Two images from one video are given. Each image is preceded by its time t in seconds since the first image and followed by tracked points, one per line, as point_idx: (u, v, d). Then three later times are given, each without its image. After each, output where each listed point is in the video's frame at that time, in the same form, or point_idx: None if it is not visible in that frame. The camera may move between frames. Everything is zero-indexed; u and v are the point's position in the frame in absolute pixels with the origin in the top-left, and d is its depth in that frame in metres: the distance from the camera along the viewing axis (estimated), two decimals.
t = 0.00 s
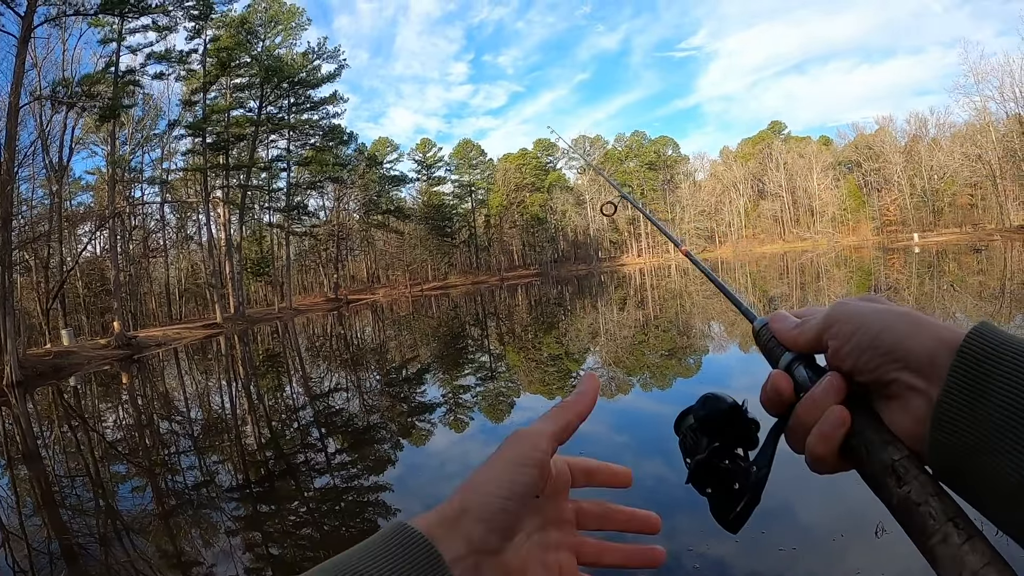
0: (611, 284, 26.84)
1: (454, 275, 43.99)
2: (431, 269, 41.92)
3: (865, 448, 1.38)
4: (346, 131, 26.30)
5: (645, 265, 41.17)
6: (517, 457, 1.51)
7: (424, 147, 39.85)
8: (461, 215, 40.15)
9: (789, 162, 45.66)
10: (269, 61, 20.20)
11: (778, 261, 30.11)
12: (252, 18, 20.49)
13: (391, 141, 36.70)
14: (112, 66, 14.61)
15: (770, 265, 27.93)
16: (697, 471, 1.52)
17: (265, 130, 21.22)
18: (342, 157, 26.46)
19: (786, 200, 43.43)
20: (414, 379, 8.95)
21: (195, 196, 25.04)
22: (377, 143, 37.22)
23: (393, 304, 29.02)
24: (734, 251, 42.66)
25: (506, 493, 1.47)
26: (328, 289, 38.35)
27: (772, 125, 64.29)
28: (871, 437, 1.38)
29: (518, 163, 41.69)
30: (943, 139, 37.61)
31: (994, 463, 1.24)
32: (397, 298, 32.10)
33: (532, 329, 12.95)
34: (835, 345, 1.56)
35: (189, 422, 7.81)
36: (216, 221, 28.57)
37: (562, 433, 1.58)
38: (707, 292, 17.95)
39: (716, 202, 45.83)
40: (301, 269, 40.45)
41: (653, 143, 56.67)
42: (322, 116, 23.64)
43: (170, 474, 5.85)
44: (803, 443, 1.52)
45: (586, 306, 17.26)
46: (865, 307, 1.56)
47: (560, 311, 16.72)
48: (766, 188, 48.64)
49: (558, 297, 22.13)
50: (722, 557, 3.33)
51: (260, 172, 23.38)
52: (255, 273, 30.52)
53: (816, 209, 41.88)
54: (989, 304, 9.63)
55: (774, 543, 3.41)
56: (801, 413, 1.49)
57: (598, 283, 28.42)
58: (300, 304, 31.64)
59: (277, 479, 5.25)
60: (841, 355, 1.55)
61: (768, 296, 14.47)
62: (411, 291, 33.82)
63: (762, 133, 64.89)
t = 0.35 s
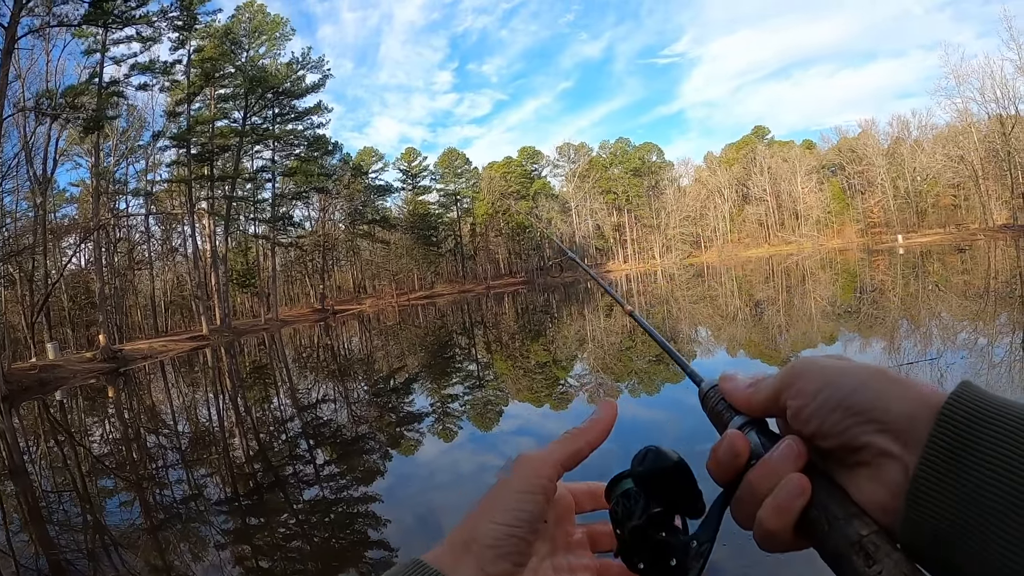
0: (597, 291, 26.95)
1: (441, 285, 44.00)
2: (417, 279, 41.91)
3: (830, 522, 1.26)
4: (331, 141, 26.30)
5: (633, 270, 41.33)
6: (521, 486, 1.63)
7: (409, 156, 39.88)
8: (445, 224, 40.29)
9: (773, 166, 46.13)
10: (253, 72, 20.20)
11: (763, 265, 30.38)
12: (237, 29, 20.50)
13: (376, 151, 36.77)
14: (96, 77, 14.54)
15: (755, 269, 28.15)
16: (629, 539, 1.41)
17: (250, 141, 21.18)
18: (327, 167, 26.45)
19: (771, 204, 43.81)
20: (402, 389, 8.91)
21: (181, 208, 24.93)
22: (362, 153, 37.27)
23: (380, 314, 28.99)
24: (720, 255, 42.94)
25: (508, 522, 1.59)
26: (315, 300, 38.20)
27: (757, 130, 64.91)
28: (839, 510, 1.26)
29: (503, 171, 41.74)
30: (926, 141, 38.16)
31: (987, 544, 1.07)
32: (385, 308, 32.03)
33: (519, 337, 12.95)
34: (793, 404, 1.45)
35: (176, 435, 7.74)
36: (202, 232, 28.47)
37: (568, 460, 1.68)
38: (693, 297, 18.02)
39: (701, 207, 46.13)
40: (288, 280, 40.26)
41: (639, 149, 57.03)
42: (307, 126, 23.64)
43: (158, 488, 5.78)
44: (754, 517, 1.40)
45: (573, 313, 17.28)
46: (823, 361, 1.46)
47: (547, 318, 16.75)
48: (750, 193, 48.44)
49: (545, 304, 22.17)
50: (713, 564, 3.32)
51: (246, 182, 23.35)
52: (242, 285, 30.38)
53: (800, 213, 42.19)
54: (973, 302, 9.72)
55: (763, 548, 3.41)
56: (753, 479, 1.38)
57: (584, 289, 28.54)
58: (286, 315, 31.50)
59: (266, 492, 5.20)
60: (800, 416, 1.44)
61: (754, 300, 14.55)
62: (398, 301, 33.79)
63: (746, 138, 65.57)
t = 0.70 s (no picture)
0: (586, 298, 26.98)
1: (429, 294, 43.94)
2: (405, 289, 41.87)
3: (813, 537, 1.40)
4: (318, 151, 26.28)
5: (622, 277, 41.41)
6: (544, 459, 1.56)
7: (396, 165, 39.82)
8: (433, 234, 40.34)
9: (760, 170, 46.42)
10: (240, 82, 20.19)
11: (752, 270, 30.58)
12: (223, 39, 20.47)
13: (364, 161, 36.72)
14: (82, 88, 14.45)
15: (744, 274, 28.30)
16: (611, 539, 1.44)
17: (237, 151, 21.11)
18: (314, 177, 26.40)
19: (758, 210, 44.10)
20: (391, 398, 8.87)
21: (167, 219, 24.79)
22: (350, 162, 37.17)
23: (369, 324, 28.90)
24: (708, 260, 43.11)
25: (533, 503, 1.55)
26: (304, 310, 37.99)
27: (743, 135, 65.42)
28: (820, 525, 1.39)
29: (490, 179, 41.72)
30: (911, 144, 38.61)
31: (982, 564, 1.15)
32: (373, 318, 31.91)
33: (508, 346, 12.94)
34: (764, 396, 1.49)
35: (165, 448, 7.67)
36: (190, 243, 28.30)
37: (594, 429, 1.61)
38: (680, 303, 18.05)
39: (689, 212, 46.35)
40: (277, 290, 40.07)
41: (627, 155, 57.32)
42: (293, 136, 23.62)
43: (147, 501, 5.72)
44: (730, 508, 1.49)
45: (562, 320, 17.29)
46: (796, 351, 1.46)
47: (535, 326, 16.75)
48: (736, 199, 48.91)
49: (534, 312, 22.15)
50: (706, 567, 3.34)
51: (233, 193, 23.24)
52: (230, 296, 30.34)
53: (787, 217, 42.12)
54: (959, 303, 9.82)
55: (755, 550, 3.41)
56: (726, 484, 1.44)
57: (573, 297, 28.61)
58: (275, 325, 31.31)
59: (256, 504, 5.17)
60: (774, 410, 1.50)
61: (742, 305, 14.62)
62: (387, 311, 33.71)
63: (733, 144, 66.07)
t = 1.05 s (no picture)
0: (580, 305, 27.05)
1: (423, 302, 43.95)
2: (398, 296, 41.86)
3: (866, 558, 1.24)
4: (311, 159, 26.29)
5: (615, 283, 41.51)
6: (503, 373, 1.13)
7: (388, 173, 39.84)
8: (427, 241, 40.42)
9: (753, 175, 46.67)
10: (232, 90, 20.21)
11: (745, 274, 30.70)
12: (216, 48, 20.52)
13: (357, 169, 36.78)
14: (75, 97, 14.46)
15: (736, 279, 28.41)
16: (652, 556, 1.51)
17: (229, 160, 21.12)
18: (307, 186, 26.42)
19: (750, 214, 44.32)
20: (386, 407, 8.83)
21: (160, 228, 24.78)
22: (342, 171, 37.21)
23: (362, 332, 28.90)
24: (701, 265, 43.24)
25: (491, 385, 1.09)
26: (298, 318, 37.92)
27: (734, 140, 65.75)
28: (868, 545, 1.24)
29: (483, 187, 41.78)
30: (902, 147, 38.92)
31: None
32: (367, 326, 31.88)
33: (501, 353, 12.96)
34: (798, 418, 1.27)
35: (159, 458, 7.64)
36: (183, 252, 28.28)
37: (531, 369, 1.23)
38: (673, 309, 18.11)
39: (681, 218, 46.56)
40: (270, 298, 40.02)
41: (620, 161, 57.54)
42: (286, 144, 23.63)
43: (141, 512, 5.67)
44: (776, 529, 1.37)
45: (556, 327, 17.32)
46: (829, 369, 1.22)
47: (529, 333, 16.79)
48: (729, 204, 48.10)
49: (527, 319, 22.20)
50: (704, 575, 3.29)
51: (226, 202, 23.26)
52: (223, 305, 30.32)
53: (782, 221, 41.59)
54: (952, 305, 9.85)
55: (755, 555, 3.36)
56: (765, 508, 1.33)
57: (567, 304, 28.68)
58: (269, 334, 31.27)
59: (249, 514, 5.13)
60: (808, 430, 1.27)
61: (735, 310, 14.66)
62: (380, 319, 33.70)
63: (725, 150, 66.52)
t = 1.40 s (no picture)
0: (576, 312, 27.03)
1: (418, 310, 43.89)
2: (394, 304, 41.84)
3: (894, 534, 1.30)
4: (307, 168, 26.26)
5: (612, 290, 41.56)
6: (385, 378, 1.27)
7: (385, 180, 39.87)
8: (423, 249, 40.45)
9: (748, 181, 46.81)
10: (229, 98, 20.19)
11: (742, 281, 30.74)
12: (212, 56, 20.52)
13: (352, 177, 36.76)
14: (72, 104, 14.46)
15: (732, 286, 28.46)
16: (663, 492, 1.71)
17: (225, 168, 21.10)
18: (303, 194, 26.38)
19: (745, 221, 44.41)
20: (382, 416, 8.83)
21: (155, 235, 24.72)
22: (338, 179, 37.19)
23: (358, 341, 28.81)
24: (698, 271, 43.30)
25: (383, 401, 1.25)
26: (293, 326, 37.83)
27: (729, 148, 65.97)
28: (898, 524, 1.30)
29: (479, 194, 41.84)
30: (897, 153, 39.11)
31: None
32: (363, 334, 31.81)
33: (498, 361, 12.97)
34: (846, 360, 1.36)
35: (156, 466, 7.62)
36: (179, 260, 28.22)
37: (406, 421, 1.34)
38: (669, 316, 18.10)
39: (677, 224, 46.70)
40: (265, 306, 39.90)
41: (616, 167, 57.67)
42: (282, 152, 23.61)
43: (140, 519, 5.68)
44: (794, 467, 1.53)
45: (552, 335, 17.35)
46: (894, 311, 1.29)
47: (525, 341, 16.80)
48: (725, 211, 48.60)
49: (524, 327, 22.17)
50: None
51: (222, 210, 23.21)
52: (219, 312, 30.26)
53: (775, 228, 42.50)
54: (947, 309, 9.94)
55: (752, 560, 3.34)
56: (789, 468, 1.50)
57: (563, 312, 28.66)
58: (265, 342, 31.17)
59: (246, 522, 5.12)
60: (855, 369, 1.36)
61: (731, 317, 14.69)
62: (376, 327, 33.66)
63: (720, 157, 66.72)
